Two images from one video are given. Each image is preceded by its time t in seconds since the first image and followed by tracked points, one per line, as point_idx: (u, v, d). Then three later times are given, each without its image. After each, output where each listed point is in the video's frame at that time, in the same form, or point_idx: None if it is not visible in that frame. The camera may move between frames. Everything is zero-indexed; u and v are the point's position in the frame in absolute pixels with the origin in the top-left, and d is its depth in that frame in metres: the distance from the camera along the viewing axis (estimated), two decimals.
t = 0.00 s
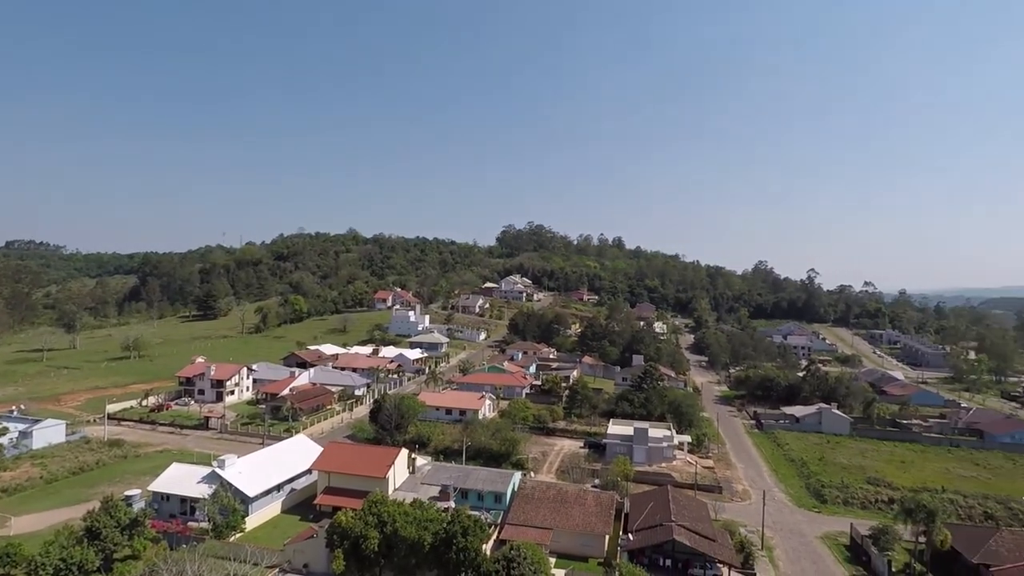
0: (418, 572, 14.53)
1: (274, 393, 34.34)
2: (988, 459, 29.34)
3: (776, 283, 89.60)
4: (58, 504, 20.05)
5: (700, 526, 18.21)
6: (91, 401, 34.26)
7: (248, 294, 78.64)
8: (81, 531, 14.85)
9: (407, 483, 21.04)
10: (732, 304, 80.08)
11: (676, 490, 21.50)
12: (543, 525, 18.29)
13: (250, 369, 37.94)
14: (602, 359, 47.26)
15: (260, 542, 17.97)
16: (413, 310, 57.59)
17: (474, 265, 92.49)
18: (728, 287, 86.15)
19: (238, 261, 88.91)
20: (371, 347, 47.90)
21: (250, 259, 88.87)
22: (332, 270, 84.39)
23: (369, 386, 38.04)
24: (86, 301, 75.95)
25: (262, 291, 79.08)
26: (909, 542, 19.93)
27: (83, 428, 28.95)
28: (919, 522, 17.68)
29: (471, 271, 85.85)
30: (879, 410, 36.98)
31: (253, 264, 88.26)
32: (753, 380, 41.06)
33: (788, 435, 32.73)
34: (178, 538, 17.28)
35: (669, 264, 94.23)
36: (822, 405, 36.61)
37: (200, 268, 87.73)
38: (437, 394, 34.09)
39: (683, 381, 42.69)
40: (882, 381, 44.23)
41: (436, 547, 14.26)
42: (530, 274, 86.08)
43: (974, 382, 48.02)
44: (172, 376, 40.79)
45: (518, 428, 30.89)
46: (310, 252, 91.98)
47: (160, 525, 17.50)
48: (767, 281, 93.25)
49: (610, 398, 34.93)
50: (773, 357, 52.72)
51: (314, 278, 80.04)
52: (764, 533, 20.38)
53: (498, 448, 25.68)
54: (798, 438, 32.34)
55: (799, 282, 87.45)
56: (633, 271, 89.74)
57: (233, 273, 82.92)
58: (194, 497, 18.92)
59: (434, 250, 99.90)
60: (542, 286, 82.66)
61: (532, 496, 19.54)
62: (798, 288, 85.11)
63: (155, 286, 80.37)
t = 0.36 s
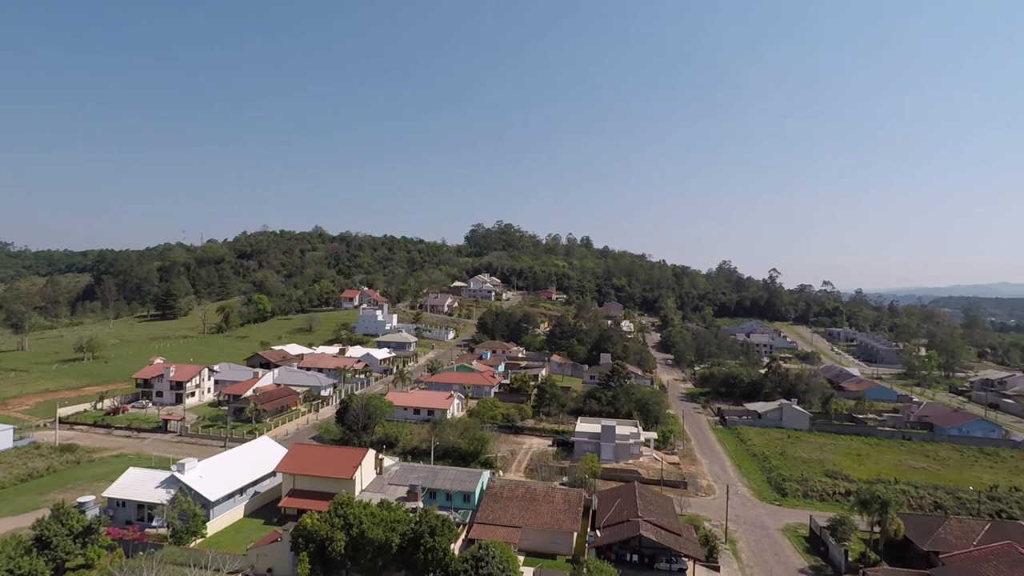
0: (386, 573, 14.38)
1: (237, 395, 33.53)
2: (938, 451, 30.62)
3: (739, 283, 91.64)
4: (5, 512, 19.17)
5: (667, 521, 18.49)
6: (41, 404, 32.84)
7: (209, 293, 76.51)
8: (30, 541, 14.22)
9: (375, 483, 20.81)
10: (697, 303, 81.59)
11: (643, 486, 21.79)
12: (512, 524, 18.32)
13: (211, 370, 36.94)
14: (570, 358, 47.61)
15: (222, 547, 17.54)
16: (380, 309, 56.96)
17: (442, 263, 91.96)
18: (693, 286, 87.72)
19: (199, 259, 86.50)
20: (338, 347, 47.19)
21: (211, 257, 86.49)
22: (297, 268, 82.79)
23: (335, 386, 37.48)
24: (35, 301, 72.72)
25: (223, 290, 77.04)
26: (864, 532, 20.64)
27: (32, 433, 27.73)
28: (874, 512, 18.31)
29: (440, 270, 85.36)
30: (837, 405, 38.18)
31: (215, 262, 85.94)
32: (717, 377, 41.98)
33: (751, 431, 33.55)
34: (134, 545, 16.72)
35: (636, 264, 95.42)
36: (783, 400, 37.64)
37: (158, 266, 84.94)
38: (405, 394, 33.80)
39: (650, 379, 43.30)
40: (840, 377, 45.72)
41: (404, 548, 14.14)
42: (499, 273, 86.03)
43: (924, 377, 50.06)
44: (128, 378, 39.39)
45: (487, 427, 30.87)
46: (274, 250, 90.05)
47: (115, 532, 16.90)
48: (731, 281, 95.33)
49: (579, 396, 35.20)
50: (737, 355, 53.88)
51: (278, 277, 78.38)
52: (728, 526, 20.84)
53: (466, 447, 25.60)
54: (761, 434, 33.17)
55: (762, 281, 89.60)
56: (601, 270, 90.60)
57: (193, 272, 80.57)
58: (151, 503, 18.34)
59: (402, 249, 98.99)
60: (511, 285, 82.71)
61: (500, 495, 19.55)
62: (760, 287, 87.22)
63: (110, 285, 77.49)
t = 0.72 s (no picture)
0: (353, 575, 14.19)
1: (198, 397, 32.63)
2: (892, 444, 31.77)
3: (705, 282, 93.40)
4: None
5: (634, 517, 18.71)
6: None
7: (169, 292, 74.25)
8: None
9: (342, 485, 20.51)
10: (663, 302, 82.88)
11: (611, 483, 22.01)
12: (481, 523, 18.29)
13: (171, 372, 35.85)
14: (539, 357, 47.80)
15: (182, 553, 17.04)
16: (347, 309, 56.21)
17: (411, 263, 91.22)
18: (660, 285, 89.04)
19: (158, 257, 83.96)
20: (304, 347, 46.36)
21: (170, 256, 83.91)
22: (261, 267, 81.03)
23: (301, 387, 36.82)
24: None
25: (184, 288, 74.87)
26: (823, 523, 21.27)
27: None
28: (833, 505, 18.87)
29: (408, 269, 84.66)
30: (798, 401, 39.29)
31: (175, 260, 83.46)
32: (683, 375, 42.75)
33: (715, 427, 34.26)
34: (88, 553, 16.10)
35: (604, 263, 96.36)
36: (746, 397, 38.56)
37: (114, 264, 82.01)
38: (372, 394, 33.42)
39: (617, 378, 43.79)
40: (800, 373, 47.07)
41: (371, 549, 13.97)
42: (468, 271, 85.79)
43: (880, 374, 51.91)
44: (81, 380, 37.94)
45: (455, 426, 30.77)
46: (237, 248, 87.92)
47: (68, 541, 16.24)
48: (696, 280, 97.10)
49: (547, 394, 35.37)
50: (702, 353, 54.91)
51: (242, 276, 76.59)
52: (693, 521, 21.23)
53: (435, 447, 25.46)
54: (724, 430, 33.90)
55: (726, 281, 91.50)
56: (570, 270, 91.18)
57: (152, 270, 78.06)
58: (107, 509, 17.69)
59: (370, 247, 97.85)
60: (480, 284, 82.56)
61: (469, 494, 19.50)
62: (724, 286, 89.07)
63: (62, 283, 74.49)
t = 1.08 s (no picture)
0: None
1: (155, 399, 31.60)
2: (848, 438, 32.87)
3: (670, 282, 94.90)
4: None
5: (601, 514, 18.90)
6: None
7: (124, 291, 71.72)
8: None
9: (306, 487, 20.15)
10: (630, 301, 83.96)
11: (578, 480, 22.18)
12: (449, 523, 18.21)
13: (126, 374, 34.61)
14: (507, 356, 47.85)
15: (139, 561, 16.48)
16: (312, 308, 55.23)
17: (378, 261, 90.19)
18: (627, 285, 90.16)
19: (112, 255, 80.95)
20: (267, 347, 45.39)
21: (126, 254, 81.01)
22: (222, 266, 78.98)
23: (264, 389, 36.01)
24: None
25: (140, 287, 72.43)
26: (783, 516, 21.84)
27: None
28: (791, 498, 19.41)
29: (375, 268, 83.69)
30: (759, 397, 40.33)
31: (131, 258, 80.64)
32: (649, 373, 43.41)
33: (680, 424, 34.88)
34: (38, 564, 15.44)
35: (572, 262, 97.05)
36: (709, 394, 39.37)
37: (65, 262, 78.72)
38: (338, 394, 32.93)
39: (585, 376, 44.17)
40: (762, 370, 48.30)
41: (336, 552, 13.74)
42: (436, 270, 85.30)
43: (836, 370, 53.65)
44: (29, 384, 36.32)
45: (423, 426, 30.55)
46: (197, 246, 85.46)
47: (15, 552, 15.53)
48: (662, 279, 98.66)
49: (515, 393, 35.43)
50: (668, 351, 55.80)
51: (202, 274, 74.50)
52: (659, 516, 21.57)
53: (402, 447, 25.23)
54: (689, 426, 34.55)
55: (691, 280, 93.20)
56: (538, 269, 91.55)
57: (106, 269, 75.22)
58: (57, 517, 16.98)
59: (336, 246, 96.33)
60: (448, 283, 82.19)
61: (437, 495, 19.40)
62: (689, 285, 90.71)
63: (8, 282, 71.13)
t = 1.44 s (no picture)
0: None
1: (111, 402, 30.51)
2: (808, 433, 33.83)
3: (638, 281, 96.07)
4: None
5: (569, 511, 19.03)
6: None
7: (78, 290, 69.02)
8: None
9: (271, 490, 19.73)
10: (598, 300, 84.75)
11: (547, 479, 22.28)
12: (417, 523, 18.08)
13: (80, 376, 33.31)
14: (477, 355, 47.76)
15: (93, 570, 15.88)
16: (277, 307, 54.13)
17: (345, 260, 88.91)
18: (595, 284, 90.96)
19: (65, 252, 77.74)
20: (230, 347, 44.31)
21: (80, 251, 77.96)
22: (183, 264, 76.71)
23: (227, 390, 35.11)
24: None
25: (95, 286, 69.79)
26: (746, 510, 22.35)
27: None
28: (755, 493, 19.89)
29: (342, 267, 82.48)
30: (723, 394, 41.19)
31: (85, 256, 77.60)
32: (616, 371, 43.91)
33: (647, 421, 35.38)
34: None
35: (541, 262, 97.41)
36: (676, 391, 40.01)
37: (13, 260, 75.27)
38: (304, 395, 32.33)
39: (554, 375, 44.41)
40: (726, 368, 49.32)
41: (302, 555, 13.46)
42: (404, 269, 84.56)
43: (797, 367, 55.14)
44: None
45: (391, 427, 30.26)
46: (156, 244, 82.81)
47: None
48: (630, 279, 99.83)
49: (485, 392, 35.39)
50: (636, 349, 56.50)
51: (161, 273, 72.22)
52: (626, 513, 21.83)
53: (369, 448, 24.93)
54: (656, 423, 35.07)
55: (658, 280, 94.52)
56: (507, 268, 91.58)
57: (58, 267, 72.24)
58: (5, 526, 16.22)
59: (301, 244, 94.56)
60: (416, 282, 81.56)
61: (405, 495, 19.24)
62: (656, 284, 92.00)
63: None
